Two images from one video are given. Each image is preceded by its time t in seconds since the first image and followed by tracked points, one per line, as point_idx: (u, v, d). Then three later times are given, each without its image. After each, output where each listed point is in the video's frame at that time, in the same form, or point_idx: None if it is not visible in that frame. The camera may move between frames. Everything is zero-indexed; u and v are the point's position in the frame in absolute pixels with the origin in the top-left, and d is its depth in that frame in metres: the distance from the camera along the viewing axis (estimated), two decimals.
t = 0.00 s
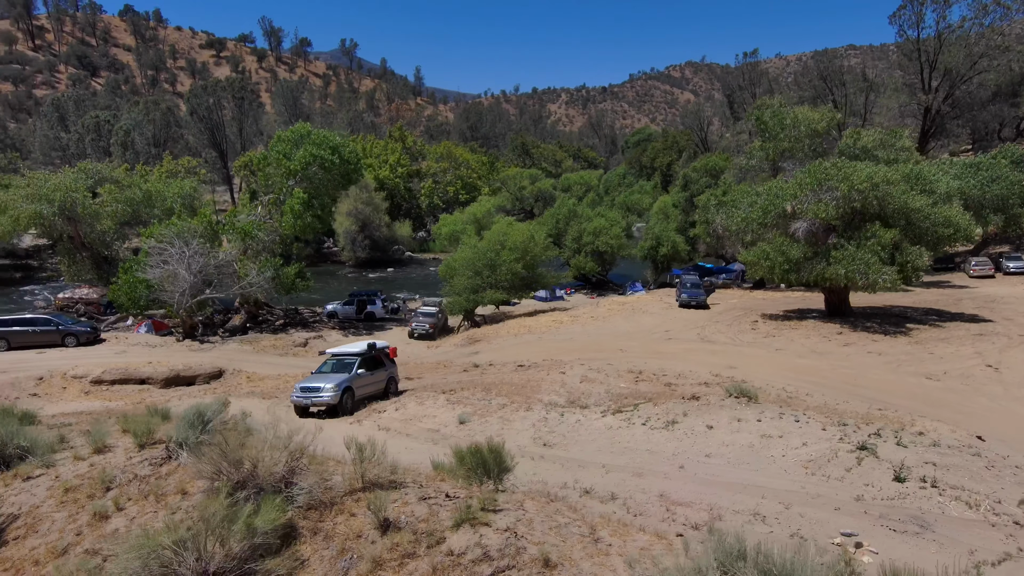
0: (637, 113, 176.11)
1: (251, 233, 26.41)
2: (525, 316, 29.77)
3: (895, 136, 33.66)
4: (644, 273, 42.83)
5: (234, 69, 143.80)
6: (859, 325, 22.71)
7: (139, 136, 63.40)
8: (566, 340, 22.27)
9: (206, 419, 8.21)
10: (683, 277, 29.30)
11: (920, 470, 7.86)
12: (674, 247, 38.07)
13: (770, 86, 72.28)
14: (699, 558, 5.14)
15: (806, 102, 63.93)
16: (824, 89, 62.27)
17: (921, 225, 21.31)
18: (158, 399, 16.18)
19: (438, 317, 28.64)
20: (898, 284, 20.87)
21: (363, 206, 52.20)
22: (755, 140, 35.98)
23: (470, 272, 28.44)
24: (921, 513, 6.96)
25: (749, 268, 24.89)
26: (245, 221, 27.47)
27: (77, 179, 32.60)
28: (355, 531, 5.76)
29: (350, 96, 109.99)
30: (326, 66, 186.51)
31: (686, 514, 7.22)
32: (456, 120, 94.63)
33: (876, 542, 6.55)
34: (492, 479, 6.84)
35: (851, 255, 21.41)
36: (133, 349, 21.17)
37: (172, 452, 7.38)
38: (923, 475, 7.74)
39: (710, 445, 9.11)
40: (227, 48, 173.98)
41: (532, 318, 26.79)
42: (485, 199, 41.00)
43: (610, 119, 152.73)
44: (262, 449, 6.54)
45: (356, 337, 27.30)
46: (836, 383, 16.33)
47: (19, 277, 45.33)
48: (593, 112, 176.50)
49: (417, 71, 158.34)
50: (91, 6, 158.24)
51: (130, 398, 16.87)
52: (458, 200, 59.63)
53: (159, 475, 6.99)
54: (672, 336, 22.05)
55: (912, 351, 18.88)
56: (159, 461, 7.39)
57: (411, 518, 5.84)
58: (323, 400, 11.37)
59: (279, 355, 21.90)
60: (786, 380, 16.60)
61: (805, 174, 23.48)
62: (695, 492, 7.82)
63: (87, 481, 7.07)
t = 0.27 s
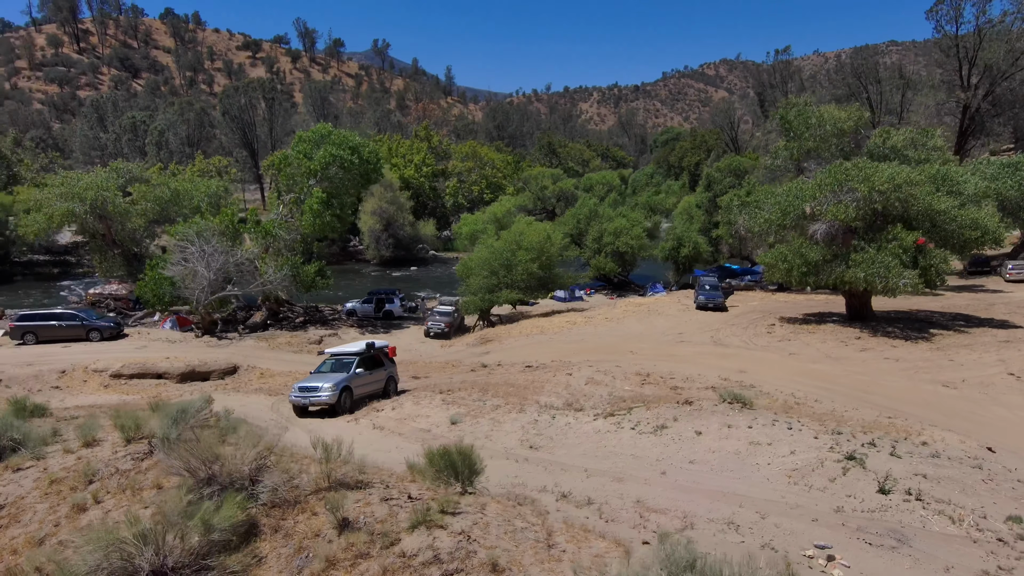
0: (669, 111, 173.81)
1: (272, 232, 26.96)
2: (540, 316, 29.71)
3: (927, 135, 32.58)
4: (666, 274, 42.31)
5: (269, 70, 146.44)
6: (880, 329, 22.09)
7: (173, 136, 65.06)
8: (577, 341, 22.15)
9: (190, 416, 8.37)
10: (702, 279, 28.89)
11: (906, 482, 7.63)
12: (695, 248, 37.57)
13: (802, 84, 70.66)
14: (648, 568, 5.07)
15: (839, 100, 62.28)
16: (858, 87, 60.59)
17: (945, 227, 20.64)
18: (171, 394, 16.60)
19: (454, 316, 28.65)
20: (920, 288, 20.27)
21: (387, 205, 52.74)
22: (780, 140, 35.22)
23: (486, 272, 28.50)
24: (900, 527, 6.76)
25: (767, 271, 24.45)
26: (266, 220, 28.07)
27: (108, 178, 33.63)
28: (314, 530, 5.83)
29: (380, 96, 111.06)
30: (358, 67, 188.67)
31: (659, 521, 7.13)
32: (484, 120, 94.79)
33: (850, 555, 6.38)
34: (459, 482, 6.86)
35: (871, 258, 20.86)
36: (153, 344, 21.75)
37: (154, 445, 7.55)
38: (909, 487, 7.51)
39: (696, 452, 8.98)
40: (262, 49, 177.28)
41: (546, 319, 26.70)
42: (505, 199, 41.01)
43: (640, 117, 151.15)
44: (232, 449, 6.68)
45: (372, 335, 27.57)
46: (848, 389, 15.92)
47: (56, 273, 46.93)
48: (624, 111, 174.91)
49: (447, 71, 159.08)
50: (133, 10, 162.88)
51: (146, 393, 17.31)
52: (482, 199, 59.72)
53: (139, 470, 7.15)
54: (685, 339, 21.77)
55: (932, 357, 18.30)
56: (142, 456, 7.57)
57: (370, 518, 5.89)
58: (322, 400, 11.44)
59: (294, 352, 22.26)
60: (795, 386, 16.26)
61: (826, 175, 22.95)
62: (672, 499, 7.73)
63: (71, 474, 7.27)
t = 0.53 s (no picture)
0: (700, 110, 171.31)
1: (291, 230, 27.51)
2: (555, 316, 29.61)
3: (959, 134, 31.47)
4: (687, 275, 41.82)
5: (302, 71, 148.77)
6: (900, 334, 21.48)
7: (204, 136, 66.56)
8: (588, 342, 22.05)
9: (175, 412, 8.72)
10: (720, 280, 28.47)
11: (891, 493, 7.41)
12: (716, 250, 37.07)
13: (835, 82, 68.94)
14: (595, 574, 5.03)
15: (873, 98, 60.62)
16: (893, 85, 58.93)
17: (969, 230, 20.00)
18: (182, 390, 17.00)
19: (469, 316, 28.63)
20: (941, 292, 19.65)
21: (410, 204, 53.11)
22: (805, 139, 34.47)
23: (501, 272, 28.50)
24: (876, 539, 6.58)
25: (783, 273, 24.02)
26: (286, 220, 28.64)
27: (137, 177, 34.57)
28: (275, 526, 5.91)
29: (409, 96, 111.92)
30: (389, 67, 190.67)
31: (630, 526, 7.06)
32: (511, 119, 94.79)
33: (821, 566, 6.23)
34: (427, 482, 6.89)
35: (890, 261, 20.30)
36: (171, 340, 22.28)
37: (138, 438, 7.74)
38: (893, 498, 7.30)
39: (682, 456, 8.87)
40: (296, 50, 180.15)
41: (560, 319, 26.62)
42: (525, 199, 40.97)
43: (670, 117, 149.49)
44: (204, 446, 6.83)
45: (387, 335, 27.81)
46: (858, 396, 15.54)
47: (90, 269, 48.40)
48: (654, 110, 173.20)
49: (476, 71, 159.56)
50: (172, 13, 167.15)
51: (160, 387, 17.73)
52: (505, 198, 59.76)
53: (121, 463, 7.35)
54: (697, 341, 21.49)
55: (951, 364, 17.74)
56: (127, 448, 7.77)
57: (330, 516, 5.95)
58: (317, 397, 11.55)
59: (308, 349, 22.60)
60: (804, 391, 15.94)
61: (846, 175, 22.40)
62: (649, 504, 7.65)
63: (58, 465, 7.50)
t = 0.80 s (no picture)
0: (733, 108, 168.59)
1: (310, 229, 28.53)
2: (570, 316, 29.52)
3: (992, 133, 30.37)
4: (708, 276, 41.30)
5: (332, 71, 150.67)
6: (920, 338, 20.89)
7: (234, 135, 67.95)
8: (598, 342, 21.95)
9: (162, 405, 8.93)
10: (737, 282, 28.04)
11: (874, 500, 7.21)
12: (738, 250, 36.53)
13: (869, 80, 67.18)
14: (543, 572, 5.00)
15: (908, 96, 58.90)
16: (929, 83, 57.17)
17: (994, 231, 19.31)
18: (195, 384, 17.41)
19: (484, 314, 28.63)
20: (962, 296, 19.03)
21: (433, 203, 53.44)
22: (830, 138, 33.68)
23: (516, 271, 28.50)
24: (851, 546, 6.41)
25: (800, 274, 23.57)
26: (306, 220, 29.42)
27: (165, 175, 35.46)
28: (239, 517, 6.01)
29: (436, 96, 112.57)
30: (418, 67, 192.02)
31: (602, 527, 7.00)
32: (537, 119, 94.64)
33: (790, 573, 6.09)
34: (397, 478, 6.93)
35: (910, 263, 19.73)
36: (190, 335, 22.83)
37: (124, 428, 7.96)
38: (875, 505, 7.09)
39: (666, 457, 8.76)
40: (327, 51, 182.60)
41: (574, 319, 26.51)
42: (544, 198, 40.91)
43: (699, 116, 147.55)
44: (180, 438, 6.98)
45: (402, 332, 28.04)
46: (868, 400, 15.16)
47: (123, 265, 49.84)
48: (684, 109, 171.10)
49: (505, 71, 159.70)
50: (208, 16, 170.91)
51: (175, 380, 18.16)
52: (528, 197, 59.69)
53: (106, 452, 7.57)
54: (709, 342, 21.21)
55: (970, 369, 17.17)
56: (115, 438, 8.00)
57: (293, 509, 6.03)
58: (313, 394, 11.64)
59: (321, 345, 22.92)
60: (813, 394, 15.61)
61: (866, 175, 21.82)
62: (626, 505, 7.57)
63: (48, 452, 7.76)
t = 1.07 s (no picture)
0: (767, 106, 165.29)
1: (329, 226, 28.96)
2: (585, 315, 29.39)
3: None
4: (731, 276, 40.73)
5: (363, 72, 152.38)
6: (942, 342, 20.27)
7: (264, 135, 69.26)
8: (609, 341, 21.81)
9: (153, 394, 9.18)
10: (756, 282, 27.59)
11: (855, 504, 7.03)
12: (760, 250, 35.93)
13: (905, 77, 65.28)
14: (492, 566, 5.00)
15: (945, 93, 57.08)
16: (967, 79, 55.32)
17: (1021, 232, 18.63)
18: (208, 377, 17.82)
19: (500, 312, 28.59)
20: (985, 299, 18.41)
21: (456, 202, 53.69)
22: (857, 136, 32.88)
23: (531, 269, 28.48)
24: (824, 550, 6.26)
25: (818, 275, 23.10)
26: (324, 217, 29.77)
27: (192, 174, 36.33)
28: (208, 503, 6.14)
29: (464, 96, 113.04)
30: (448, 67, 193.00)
31: (573, 524, 6.96)
32: (564, 118, 94.32)
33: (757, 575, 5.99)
34: (369, 469, 7.00)
35: (931, 264, 19.17)
36: (208, 329, 23.36)
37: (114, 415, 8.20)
38: (856, 509, 6.92)
39: (650, 456, 8.67)
40: (359, 52, 184.77)
41: (588, 318, 26.40)
42: (564, 197, 40.80)
43: (731, 115, 145.32)
44: (159, 427, 7.16)
45: (417, 330, 28.23)
46: (879, 405, 14.78)
47: (155, 261, 51.23)
48: (716, 108, 168.69)
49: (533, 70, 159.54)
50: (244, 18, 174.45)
51: (190, 372, 18.56)
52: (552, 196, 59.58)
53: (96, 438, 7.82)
54: (722, 342, 20.93)
55: (991, 374, 16.61)
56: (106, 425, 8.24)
57: (260, 496, 6.14)
58: (312, 389, 11.78)
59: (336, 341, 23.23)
60: (821, 397, 15.29)
61: (887, 173, 21.27)
62: (602, 502, 7.53)
63: (41, 436, 8.02)
